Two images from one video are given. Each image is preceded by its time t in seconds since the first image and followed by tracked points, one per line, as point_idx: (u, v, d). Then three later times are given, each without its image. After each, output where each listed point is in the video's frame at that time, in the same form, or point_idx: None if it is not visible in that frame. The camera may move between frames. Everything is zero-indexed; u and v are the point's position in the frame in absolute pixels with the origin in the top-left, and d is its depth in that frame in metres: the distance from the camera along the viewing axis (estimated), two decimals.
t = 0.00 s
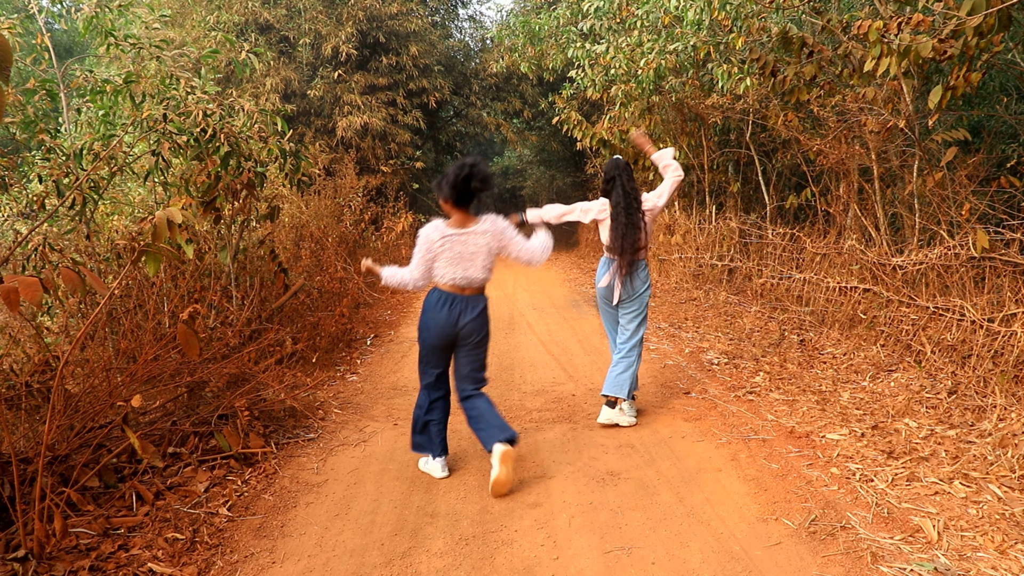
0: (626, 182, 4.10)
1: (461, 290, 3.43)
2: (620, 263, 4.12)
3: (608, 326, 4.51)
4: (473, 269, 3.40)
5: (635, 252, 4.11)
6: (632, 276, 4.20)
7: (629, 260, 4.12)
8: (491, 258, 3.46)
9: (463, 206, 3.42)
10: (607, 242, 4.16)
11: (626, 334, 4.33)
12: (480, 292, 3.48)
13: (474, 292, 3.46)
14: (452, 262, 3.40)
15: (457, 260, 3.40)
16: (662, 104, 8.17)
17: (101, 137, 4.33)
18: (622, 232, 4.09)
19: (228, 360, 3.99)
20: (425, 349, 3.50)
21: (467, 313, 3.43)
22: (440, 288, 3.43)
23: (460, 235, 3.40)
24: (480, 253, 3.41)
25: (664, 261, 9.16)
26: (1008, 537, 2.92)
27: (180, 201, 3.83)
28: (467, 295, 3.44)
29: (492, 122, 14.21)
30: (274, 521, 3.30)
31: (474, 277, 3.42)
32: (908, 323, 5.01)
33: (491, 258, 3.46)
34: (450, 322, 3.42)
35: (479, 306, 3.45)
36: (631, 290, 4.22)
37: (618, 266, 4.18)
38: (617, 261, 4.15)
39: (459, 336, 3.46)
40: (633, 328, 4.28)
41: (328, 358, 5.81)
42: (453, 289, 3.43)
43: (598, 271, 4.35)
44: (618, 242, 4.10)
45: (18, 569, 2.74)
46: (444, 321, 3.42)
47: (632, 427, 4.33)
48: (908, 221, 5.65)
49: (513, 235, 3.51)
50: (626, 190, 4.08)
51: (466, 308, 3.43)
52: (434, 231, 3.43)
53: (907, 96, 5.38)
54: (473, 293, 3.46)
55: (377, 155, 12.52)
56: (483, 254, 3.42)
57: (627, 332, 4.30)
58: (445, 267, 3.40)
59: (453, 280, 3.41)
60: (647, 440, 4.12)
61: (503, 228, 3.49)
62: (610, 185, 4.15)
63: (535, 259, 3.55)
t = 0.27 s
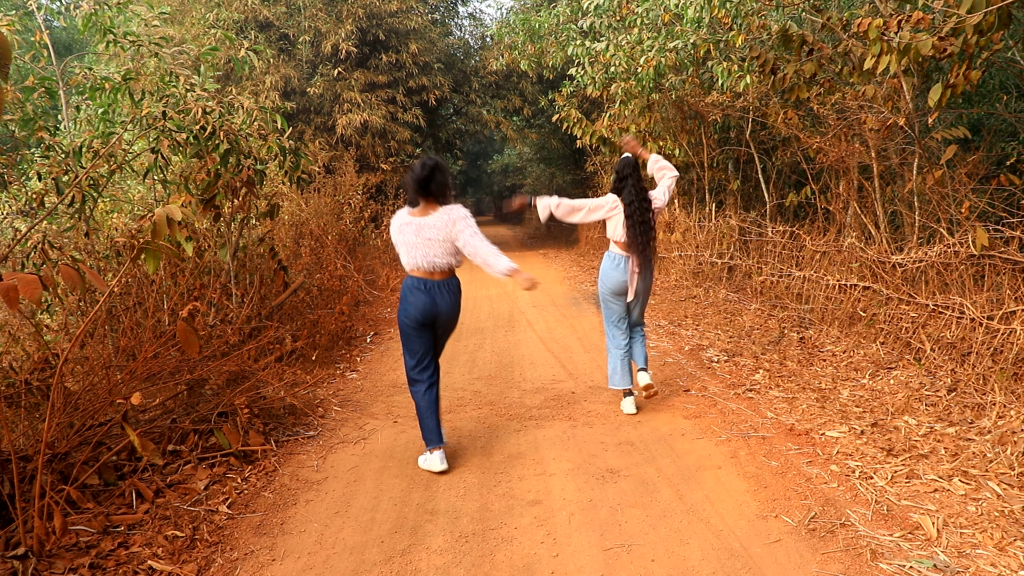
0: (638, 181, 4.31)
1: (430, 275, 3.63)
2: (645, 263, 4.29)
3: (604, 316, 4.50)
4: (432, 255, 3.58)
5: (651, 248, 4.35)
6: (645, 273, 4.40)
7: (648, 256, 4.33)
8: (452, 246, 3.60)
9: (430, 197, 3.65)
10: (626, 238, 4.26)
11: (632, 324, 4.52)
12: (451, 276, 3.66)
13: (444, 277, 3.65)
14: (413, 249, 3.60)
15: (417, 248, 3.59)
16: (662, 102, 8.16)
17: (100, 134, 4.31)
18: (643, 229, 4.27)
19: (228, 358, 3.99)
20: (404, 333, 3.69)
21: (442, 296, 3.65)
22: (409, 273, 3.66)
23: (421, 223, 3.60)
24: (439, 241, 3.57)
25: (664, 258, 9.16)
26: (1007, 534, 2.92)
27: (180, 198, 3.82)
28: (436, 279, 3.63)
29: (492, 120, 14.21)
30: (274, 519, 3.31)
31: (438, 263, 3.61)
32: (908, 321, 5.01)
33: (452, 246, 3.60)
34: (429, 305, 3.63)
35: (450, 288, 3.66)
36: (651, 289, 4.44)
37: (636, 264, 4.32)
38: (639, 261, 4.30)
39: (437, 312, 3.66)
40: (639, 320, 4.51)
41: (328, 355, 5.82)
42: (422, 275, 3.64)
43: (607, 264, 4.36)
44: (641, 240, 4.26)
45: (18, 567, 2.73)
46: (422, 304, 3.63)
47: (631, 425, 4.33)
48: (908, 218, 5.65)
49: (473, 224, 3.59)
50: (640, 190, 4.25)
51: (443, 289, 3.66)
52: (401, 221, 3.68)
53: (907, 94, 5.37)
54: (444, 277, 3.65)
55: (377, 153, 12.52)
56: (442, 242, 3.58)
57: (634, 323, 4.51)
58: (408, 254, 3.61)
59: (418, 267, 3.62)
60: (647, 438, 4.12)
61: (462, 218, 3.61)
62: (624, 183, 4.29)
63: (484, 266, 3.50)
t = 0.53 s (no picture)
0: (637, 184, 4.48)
1: (412, 283, 3.87)
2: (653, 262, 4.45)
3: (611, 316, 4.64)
4: (413, 264, 3.83)
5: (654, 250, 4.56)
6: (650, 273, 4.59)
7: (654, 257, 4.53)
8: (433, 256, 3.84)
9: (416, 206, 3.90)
10: (632, 240, 4.42)
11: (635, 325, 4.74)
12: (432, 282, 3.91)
13: (425, 284, 3.89)
14: (396, 256, 3.86)
15: (400, 255, 3.84)
16: (662, 101, 8.15)
17: (101, 133, 4.30)
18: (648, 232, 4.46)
19: (228, 356, 3.99)
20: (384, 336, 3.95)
21: (425, 303, 3.89)
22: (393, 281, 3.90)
23: (405, 232, 3.85)
24: (420, 250, 3.82)
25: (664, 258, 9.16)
26: (1007, 534, 2.92)
27: (180, 197, 3.82)
28: (418, 287, 3.88)
29: (492, 119, 14.20)
30: (274, 518, 3.31)
31: (419, 271, 3.86)
32: (908, 320, 5.01)
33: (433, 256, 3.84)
34: (411, 313, 3.87)
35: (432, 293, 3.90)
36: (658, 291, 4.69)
37: (644, 264, 4.49)
38: (647, 260, 4.46)
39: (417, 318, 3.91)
40: (638, 323, 4.75)
41: (328, 355, 5.81)
42: (404, 283, 3.88)
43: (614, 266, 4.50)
44: (646, 241, 4.44)
45: (17, 565, 2.73)
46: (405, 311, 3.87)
47: (631, 424, 4.33)
48: (908, 218, 5.65)
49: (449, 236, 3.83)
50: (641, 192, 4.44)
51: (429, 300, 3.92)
52: (389, 228, 3.94)
53: (907, 94, 5.36)
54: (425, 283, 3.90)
55: (378, 152, 12.52)
56: (424, 252, 3.83)
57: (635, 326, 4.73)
58: (392, 260, 3.87)
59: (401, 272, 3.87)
60: (647, 437, 4.12)
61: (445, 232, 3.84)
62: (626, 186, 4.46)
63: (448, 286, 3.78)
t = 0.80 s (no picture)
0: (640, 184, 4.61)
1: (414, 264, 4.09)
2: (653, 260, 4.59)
3: (603, 311, 4.64)
4: (423, 246, 4.06)
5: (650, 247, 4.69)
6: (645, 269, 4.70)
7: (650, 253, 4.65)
8: (440, 240, 4.09)
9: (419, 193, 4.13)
10: (639, 237, 4.53)
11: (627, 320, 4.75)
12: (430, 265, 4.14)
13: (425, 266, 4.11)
14: (405, 239, 4.06)
15: (407, 238, 4.06)
16: (664, 105, 8.17)
17: (103, 137, 4.31)
18: (650, 229, 4.59)
19: (229, 361, 3.99)
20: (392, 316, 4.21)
21: (415, 282, 4.06)
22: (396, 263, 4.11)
23: (413, 218, 4.08)
24: (432, 234, 4.07)
25: (665, 262, 9.16)
26: (1010, 540, 2.91)
27: (182, 201, 3.83)
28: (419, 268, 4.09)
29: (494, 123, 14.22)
30: (275, 523, 3.30)
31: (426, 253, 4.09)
32: (909, 325, 5.01)
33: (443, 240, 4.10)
34: (395, 290, 4.08)
35: (424, 278, 4.06)
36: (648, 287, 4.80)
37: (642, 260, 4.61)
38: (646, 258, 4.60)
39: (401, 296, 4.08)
40: (633, 319, 4.76)
41: (329, 359, 5.81)
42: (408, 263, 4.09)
43: (617, 260, 4.56)
44: (649, 237, 4.57)
45: (18, 571, 2.73)
46: (393, 288, 4.10)
47: (632, 429, 4.33)
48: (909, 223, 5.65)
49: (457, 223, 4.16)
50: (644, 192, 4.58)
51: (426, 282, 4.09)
52: (392, 214, 4.11)
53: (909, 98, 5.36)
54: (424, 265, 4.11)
55: (379, 156, 12.55)
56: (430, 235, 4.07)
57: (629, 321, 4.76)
58: (400, 243, 4.06)
59: (405, 254, 4.06)
60: (648, 442, 4.12)
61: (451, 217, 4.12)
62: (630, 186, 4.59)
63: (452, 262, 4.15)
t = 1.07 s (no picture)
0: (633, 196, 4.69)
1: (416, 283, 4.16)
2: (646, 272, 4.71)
3: (602, 325, 4.68)
4: (420, 267, 4.12)
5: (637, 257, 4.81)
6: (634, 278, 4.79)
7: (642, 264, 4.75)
8: (440, 257, 4.13)
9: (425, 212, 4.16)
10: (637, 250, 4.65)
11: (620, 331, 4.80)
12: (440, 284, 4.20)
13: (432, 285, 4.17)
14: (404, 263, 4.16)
15: (407, 261, 4.14)
16: (664, 110, 8.18)
17: (104, 141, 4.29)
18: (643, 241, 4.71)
19: (230, 365, 3.99)
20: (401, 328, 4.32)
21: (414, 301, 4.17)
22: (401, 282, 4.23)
23: (411, 239, 4.16)
24: (426, 253, 4.11)
25: (666, 266, 9.17)
26: (1011, 545, 2.91)
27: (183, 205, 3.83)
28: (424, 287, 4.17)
29: (495, 127, 14.24)
30: (276, 527, 3.30)
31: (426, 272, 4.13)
32: (909, 330, 5.01)
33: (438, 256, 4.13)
34: (400, 307, 4.21)
35: (425, 299, 4.15)
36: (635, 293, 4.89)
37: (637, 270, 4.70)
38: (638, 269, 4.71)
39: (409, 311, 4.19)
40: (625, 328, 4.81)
41: (329, 363, 5.81)
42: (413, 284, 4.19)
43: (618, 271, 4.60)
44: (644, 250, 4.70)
45: None
46: (399, 304, 4.23)
47: (633, 434, 4.32)
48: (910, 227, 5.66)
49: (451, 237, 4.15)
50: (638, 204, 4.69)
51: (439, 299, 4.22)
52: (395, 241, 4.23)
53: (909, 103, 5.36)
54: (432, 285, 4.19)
55: (380, 160, 12.57)
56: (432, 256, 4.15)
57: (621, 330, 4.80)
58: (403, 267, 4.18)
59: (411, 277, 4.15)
60: (648, 447, 4.11)
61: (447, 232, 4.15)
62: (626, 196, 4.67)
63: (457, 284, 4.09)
